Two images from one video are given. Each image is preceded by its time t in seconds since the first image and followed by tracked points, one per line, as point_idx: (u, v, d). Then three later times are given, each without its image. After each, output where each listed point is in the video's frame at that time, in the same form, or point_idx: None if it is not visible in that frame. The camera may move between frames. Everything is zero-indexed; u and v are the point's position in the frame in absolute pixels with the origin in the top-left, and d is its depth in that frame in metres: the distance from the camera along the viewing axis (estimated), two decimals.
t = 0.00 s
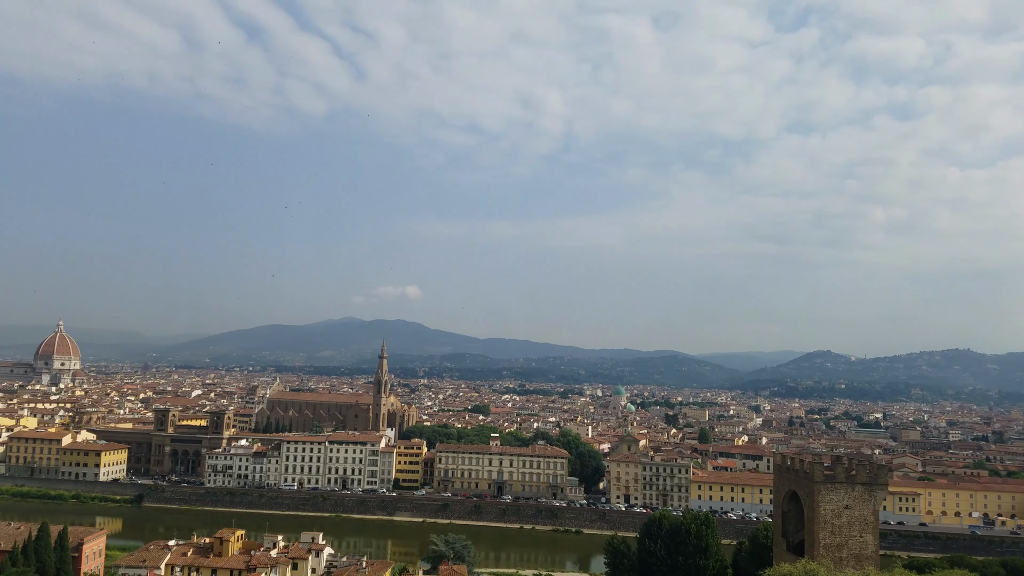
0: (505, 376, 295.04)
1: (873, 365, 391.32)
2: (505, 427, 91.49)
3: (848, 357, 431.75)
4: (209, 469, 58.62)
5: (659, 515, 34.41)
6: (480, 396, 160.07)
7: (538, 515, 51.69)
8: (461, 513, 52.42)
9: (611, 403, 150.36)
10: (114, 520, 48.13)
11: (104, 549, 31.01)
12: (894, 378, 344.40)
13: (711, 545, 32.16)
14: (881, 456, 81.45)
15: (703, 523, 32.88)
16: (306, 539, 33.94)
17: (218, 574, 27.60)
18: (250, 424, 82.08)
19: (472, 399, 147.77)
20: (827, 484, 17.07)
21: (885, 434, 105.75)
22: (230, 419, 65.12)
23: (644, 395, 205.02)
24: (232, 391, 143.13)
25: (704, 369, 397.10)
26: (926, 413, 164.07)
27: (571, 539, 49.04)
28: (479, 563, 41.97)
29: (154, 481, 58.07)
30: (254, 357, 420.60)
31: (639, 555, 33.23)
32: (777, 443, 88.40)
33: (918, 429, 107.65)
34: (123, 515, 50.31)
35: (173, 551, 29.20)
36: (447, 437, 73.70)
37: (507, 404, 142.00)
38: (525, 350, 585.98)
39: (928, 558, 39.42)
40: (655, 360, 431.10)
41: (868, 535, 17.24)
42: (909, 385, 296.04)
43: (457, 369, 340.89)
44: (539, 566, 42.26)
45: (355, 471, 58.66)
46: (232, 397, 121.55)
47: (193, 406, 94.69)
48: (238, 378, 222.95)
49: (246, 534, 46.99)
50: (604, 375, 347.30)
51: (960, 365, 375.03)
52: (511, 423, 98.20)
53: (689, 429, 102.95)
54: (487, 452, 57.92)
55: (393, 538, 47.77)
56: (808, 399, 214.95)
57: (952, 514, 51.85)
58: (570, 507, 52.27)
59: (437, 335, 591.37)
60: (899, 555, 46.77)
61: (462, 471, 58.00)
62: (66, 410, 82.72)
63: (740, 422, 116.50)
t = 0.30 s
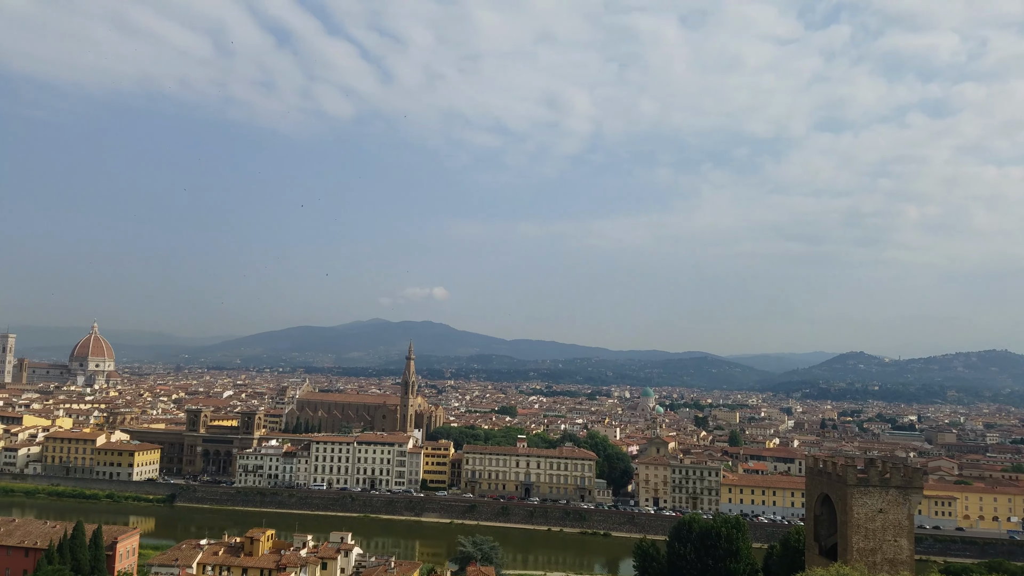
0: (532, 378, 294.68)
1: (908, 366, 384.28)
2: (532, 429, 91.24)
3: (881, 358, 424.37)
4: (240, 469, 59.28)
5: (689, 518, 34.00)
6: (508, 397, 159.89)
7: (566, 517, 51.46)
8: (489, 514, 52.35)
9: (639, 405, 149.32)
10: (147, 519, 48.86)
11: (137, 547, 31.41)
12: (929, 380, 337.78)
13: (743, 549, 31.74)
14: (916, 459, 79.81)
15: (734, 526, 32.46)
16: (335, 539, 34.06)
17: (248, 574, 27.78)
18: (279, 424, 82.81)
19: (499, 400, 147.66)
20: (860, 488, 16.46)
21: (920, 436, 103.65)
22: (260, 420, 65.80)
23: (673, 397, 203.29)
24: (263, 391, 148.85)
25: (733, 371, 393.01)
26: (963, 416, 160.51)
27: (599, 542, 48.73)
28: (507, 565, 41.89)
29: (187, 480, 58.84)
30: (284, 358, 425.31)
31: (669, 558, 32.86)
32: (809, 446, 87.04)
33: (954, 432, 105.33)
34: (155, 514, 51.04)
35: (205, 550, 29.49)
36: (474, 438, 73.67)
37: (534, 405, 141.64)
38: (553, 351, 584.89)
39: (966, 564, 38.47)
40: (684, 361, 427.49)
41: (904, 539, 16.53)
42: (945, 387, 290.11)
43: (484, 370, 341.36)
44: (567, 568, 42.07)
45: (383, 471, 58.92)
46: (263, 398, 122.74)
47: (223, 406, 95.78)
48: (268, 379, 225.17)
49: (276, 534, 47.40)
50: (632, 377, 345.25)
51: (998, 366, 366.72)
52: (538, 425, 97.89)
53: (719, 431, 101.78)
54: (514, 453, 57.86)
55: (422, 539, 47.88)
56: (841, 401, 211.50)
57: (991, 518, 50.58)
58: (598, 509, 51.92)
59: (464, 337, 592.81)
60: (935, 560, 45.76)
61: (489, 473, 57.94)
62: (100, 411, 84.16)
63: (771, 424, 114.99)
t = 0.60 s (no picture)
0: (559, 380, 293.69)
1: (944, 369, 376.72)
2: (559, 431, 90.86)
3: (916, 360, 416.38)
4: (271, 469, 59.89)
5: (719, 521, 33.62)
6: (535, 400, 159.44)
7: (594, 520, 51.16)
8: (516, 517, 52.20)
9: (668, 408, 148.11)
10: (179, 519, 49.56)
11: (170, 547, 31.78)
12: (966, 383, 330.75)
13: (774, 553, 31.28)
14: (952, 463, 78.07)
15: (765, 531, 32.00)
16: (364, 540, 34.16)
17: (279, 574, 28.00)
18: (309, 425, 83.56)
19: (526, 402, 147.39)
20: (895, 491, 16.07)
21: (957, 440, 101.39)
22: (289, 421, 66.41)
23: (702, 399, 201.35)
24: (291, 391, 159.44)
25: (763, 373, 388.45)
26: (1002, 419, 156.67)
27: (628, 545, 48.37)
28: (535, 568, 41.75)
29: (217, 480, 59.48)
30: (312, 360, 429.10)
31: (699, 563, 32.43)
32: (842, 449, 85.68)
33: (992, 435, 102.87)
34: (187, 515, 51.73)
35: (236, 550, 29.80)
36: (501, 440, 73.65)
37: (561, 408, 141.18)
38: (579, 352, 583.25)
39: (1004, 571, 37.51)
40: (713, 363, 423.32)
41: (939, 545, 16.12)
42: (983, 390, 283.49)
43: (511, 372, 341.03)
44: (596, 572, 41.85)
45: (410, 473, 59.18)
46: (292, 400, 123.84)
47: (254, 408, 96.89)
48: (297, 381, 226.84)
49: (305, 535, 47.76)
50: (660, 379, 342.62)
51: None
52: (565, 428, 97.50)
53: (749, 435, 100.60)
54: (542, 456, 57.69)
55: (450, 540, 47.94)
56: (876, 404, 207.73)
57: None
58: (627, 513, 51.51)
59: (491, 339, 593.24)
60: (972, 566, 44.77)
61: (517, 475, 57.85)
62: (134, 412, 85.48)
63: (803, 427, 113.31)
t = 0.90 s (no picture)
0: (587, 382, 292.43)
1: (982, 370, 368.57)
2: (588, 433, 90.47)
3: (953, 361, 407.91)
4: (302, 470, 60.48)
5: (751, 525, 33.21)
6: (563, 402, 158.86)
7: (623, 523, 50.81)
8: (545, 519, 52.08)
9: (699, 410, 146.72)
10: (212, 519, 50.24)
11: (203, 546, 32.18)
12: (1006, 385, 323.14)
13: (807, 557, 30.74)
14: (992, 466, 76.25)
15: (799, 535, 31.49)
16: (393, 541, 34.29)
17: (309, 574, 28.22)
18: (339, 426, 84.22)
19: (554, 404, 146.98)
20: (931, 496, 15.66)
21: (996, 443, 99.04)
22: (320, 422, 67.00)
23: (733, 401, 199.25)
24: (321, 391, 166.44)
25: (795, 375, 383.41)
26: None
27: (658, 549, 47.95)
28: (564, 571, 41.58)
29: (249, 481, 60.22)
30: (341, 362, 432.79)
31: (731, 567, 32.00)
32: (877, 452, 84.18)
33: None
34: (220, 515, 52.40)
35: (268, 550, 30.09)
36: (529, 442, 73.57)
37: (589, 410, 140.61)
38: (608, 353, 580.74)
39: None
40: (743, 365, 418.68)
41: (978, 551, 15.70)
42: None
43: (539, 374, 340.43)
44: None
45: (439, 475, 59.37)
46: (322, 401, 124.80)
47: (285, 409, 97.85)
48: (327, 382, 229.24)
49: (335, 535, 48.10)
50: (690, 381, 339.53)
51: None
52: (594, 430, 97.05)
53: (781, 437, 99.28)
54: (570, 458, 57.45)
55: (479, 542, 47.96)
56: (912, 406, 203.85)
57: None
58: (656, 516, 51.06)
59: (519, 341, 593.16)
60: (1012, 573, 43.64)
61: (546, 477, 57.69)
62: (168, 413, 86.86)
63: (836, 430, 111.48)
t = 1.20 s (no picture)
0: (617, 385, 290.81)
1: None
2: (618, 437, 89.91)
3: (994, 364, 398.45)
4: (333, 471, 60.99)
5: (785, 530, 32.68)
6: (592, 405, 158.07)
7: (654, 528, 50.34)
8: (575, 522, 51.88)
9: (730, 413, 145.08)
10: (245, 520, 50.87)
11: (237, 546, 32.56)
12: None
13: (843, 563, 30.17)
14: None
15: (834, 540, 30.92)
16: (423, 542, 34.38)
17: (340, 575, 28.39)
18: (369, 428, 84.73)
19: (583, 407, 146.36)
20: (972, 501, 15.22)
21: None
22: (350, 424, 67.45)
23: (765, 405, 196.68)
24: (350, 393, 167.47)
25: (830, 378, 377.64)
26: None
27: (689, 554, 47.46)
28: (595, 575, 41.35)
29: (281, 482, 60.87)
30: (371, 364, 435.43)
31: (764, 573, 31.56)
32: (915, 457, 82.53)
33: None
34: (253, 515, 53.04)
35: (300, 551, 30.36)
36: (558, 445, 73.34)
37: (619, 413, 139.68)
38: (637, 355, 577.35)
39: None
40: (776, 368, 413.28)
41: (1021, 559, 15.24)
42: None
43: (568, 377, 339.29)
44: None
45: (468, 477, 59.43)
46: (352, 403, 125.55)
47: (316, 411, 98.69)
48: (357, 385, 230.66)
49: (366, 536, 48.39)
50: (721, 384, 335.91)
51: None
52: (624, 433, 96.40)
53: (815, 441, 97.77)
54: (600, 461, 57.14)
55: (508, 545, 47.90)
56: (951, 410, 199.50)
57: None
58: (688, 520, 50.55)
59: (547, 343, 592.09)
60: None
61: (575, 480, 57.44)
62: (201, 415, 88.14)
63: (872, 433, 109.48)
